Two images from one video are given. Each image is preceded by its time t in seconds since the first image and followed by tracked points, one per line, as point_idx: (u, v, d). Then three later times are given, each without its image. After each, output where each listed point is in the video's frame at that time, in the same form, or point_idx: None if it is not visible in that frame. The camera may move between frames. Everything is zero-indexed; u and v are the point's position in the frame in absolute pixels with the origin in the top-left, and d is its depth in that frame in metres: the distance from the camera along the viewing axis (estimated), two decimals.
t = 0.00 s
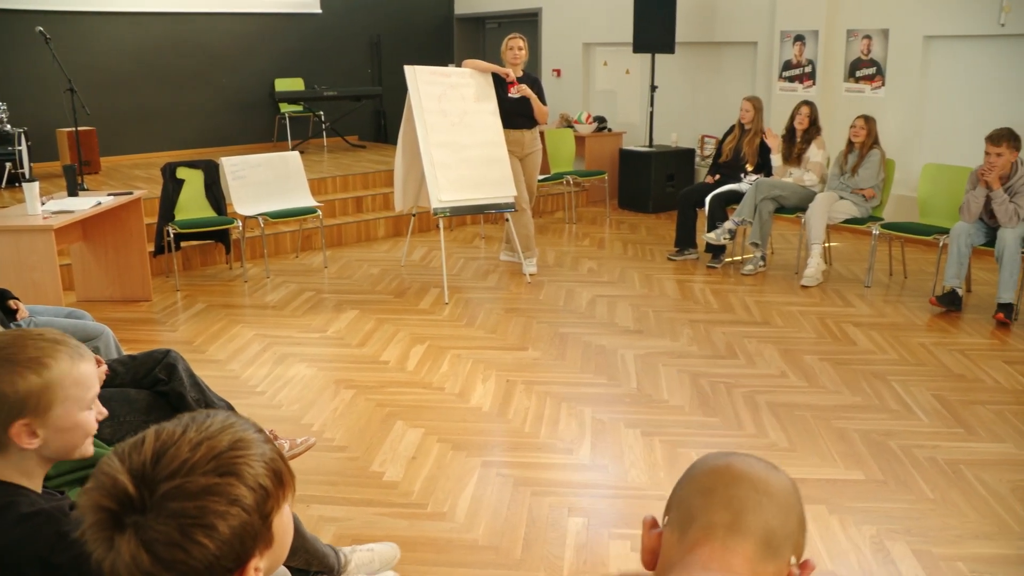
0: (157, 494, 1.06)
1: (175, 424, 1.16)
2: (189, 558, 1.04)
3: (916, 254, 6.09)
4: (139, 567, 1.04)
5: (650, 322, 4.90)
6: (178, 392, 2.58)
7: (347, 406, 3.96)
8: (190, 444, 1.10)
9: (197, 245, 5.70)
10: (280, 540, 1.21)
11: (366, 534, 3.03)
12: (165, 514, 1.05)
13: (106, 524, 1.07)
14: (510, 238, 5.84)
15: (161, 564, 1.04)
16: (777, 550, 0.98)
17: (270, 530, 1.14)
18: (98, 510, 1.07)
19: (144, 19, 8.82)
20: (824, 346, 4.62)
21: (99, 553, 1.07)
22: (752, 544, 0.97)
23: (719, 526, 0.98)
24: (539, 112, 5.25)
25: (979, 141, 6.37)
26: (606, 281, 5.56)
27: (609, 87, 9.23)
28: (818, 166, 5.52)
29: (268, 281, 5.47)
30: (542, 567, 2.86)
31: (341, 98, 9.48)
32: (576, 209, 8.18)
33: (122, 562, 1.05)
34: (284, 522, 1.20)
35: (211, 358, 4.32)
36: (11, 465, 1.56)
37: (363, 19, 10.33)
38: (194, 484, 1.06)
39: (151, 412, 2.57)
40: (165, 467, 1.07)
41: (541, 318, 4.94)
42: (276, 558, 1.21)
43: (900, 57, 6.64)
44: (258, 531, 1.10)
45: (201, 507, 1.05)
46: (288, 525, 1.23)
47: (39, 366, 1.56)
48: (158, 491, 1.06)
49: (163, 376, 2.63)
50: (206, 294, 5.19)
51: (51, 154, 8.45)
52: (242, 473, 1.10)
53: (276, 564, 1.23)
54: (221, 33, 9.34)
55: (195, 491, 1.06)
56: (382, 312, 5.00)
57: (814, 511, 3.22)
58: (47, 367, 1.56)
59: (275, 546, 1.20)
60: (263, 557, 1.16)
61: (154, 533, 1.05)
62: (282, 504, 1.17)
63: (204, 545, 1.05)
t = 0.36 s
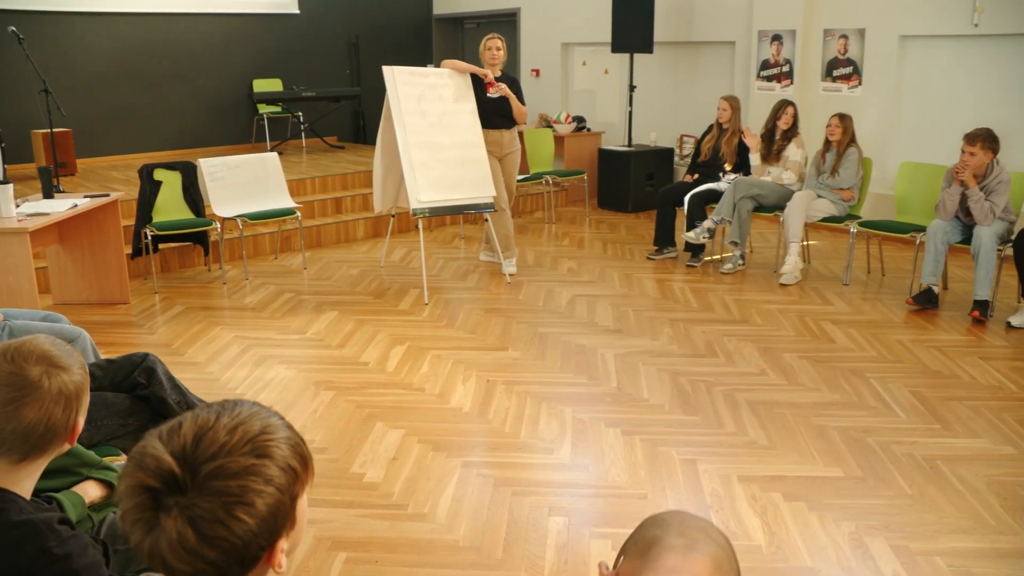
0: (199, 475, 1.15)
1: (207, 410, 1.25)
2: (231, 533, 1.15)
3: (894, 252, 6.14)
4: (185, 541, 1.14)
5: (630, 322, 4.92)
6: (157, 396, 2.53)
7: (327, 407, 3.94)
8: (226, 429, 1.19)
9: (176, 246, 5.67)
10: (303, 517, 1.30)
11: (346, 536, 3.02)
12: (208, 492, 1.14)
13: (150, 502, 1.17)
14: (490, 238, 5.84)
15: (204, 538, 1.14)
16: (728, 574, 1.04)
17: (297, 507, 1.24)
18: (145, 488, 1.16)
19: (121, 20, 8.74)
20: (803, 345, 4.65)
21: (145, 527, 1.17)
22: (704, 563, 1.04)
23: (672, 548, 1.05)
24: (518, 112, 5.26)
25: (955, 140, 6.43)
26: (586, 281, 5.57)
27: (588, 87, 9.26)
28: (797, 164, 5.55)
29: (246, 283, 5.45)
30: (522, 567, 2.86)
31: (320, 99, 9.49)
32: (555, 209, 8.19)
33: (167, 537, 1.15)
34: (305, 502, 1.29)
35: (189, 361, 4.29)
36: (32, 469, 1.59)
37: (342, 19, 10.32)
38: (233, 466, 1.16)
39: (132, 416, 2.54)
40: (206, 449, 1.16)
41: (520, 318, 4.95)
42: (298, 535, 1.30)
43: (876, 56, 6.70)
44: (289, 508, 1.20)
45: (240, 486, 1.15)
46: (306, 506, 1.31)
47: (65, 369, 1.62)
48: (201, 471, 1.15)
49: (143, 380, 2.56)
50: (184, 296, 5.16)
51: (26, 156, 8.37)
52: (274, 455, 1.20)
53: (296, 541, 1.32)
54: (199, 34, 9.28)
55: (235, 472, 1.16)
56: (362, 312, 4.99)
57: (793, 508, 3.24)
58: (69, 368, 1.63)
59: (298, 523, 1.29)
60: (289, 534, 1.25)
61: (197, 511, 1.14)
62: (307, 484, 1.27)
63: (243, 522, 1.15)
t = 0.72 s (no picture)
0: (229, 474, 1.13)
1: (217, 409, 1.21)
2: (264, 528, 1.13)
3: (874, 250, 6.19)
4: (219, 542, 1.12)
5: (612, 321, 4.93)
6: (139, 404, 2.54)
7: (309, 409, 3.92)
8: (248, 429, 1.17)
9: (156, 248, 5.63)
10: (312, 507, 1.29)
11: (329, 538, 3.01)
12: (240, 491, 1.12)
13: (178, 506, 1.13)
14: (472, 238, 5.84)
15: (238, 537, 1.12)
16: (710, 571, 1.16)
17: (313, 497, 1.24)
18: (173, 494, 1.13)
19: (100, 20, 8.69)
20: (784, 342, 4.68)
21: (174, 534, 1.13)
22: (685, 562, 1.16)
23: (655, 551, 1.18)
24: (500, 111, 5.26)
25: (933, 139, 6.48)
26: (569, 281, 5.57)
27: (570, 87, 9.28)
28: (778, 163, 5.57)
29: (228, 284, 5.43)
30: (506, 567, 2.86)
31: (301, 99, 9.46)
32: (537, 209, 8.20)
33: (200, 540, 1.12)
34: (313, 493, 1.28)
35: (170, 363, 4.27)
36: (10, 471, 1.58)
37: (324, 19, 10.31)
38: (261, 463, 1.14)
39: (113, 418, 2.52)
40: (231, 450, 1.14)
41: (503, 318, 4.95)
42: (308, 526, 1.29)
43: (856, 55, 6.74)
44: (312, 498, 1.20)
45: (270, 483, 1.14)
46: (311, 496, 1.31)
47: (44, 373, 1.61)
48: (231, 471, 1.13)
49: (124, 384, 2.55)
50: (166, 297, 5.14)
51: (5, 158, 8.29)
52: (294, 448, 1.19)
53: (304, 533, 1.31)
54: (180, 34, 9.24)
55: (263, 468, 1.14)
56: (344, 313, 4.98)
57: (776, 505, 3.26)
58: (47, 372, 1.61)
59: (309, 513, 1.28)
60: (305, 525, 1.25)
61: (232, 510, 1.12)
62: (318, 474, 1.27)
63: (276, 518, 1.14)
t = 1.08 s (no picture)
0: (276, 441, 1.20)
1: (263, 385, 1.27)
2: (301, 493, 1.21)
3: (855, 248, 6.23)
4: (259, 502, 1.19)
5: (594, 320, 4.94)
6: (116, 410, 2.54)
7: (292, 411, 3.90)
8: (292, 401, 1.23)
9: (136, 250, 5.61)
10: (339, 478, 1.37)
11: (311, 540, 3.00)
12: (282, 458, 1.20)
13: (225, 468, 1.20)
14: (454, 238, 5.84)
15: (278, 499, 1.20)
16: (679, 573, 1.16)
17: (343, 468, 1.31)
18: (221, 456, 1.20)
19: (78, 20, 8.63)
20: (765, 340, 4.70)
21: (218, 492, 1.21)
22: (655, 563, 1.16)
23: (626, 555, 1.18)
24: (481, 111, 5.27)
25: (912, 137, 6.52)
26: (550, 280, 5.58)
27: (551, 87, 9.31)
28: (760, 162, 5.59)
29: (208, 285, 5.41)
30: (488, 567, 2.86)
31: (281, 100, 9.43)
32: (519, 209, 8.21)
33: (244, 499, 1.20)
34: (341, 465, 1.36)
35: (150, 365, 4.24)
36: None
37: (304, 19, 10.29)
38: (304, 432, 1.21)
39: (94, 421, 2.51)
40: (276, 420, 1.21)
41: (485, 318, 4.95)
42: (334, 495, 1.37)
43: (836, 54, 6.78)
44: (345, 469, 1.27)
45: (309, 451, 1.21)
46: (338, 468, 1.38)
47: None
48: (276, 438, 1.20)
49: (103, 390, 2.52)
50: (146, 299, 5.11)
51: None
52: (333, 422, 1.26)
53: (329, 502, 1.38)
54: (160, 34, 9.19)
55: (305, 439, 1.21)
56: (325, 314, 4.96)
57: (758, 502, 3.27)
58: None
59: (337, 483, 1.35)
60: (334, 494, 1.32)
61: (276, 474, 1.19)
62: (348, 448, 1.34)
63: (313, 484, 1.21)
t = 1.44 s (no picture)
0: (320, 422, 1.44)
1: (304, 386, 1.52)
2: (337, 466, 1.43)
3: (834, 246, 6.27)
4: (303, 471, 1.41)
5: (575, 320, 4.96)
6: (95, 412, 2.53)
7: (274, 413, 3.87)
8: (331, 395, 1.49)
9: (114, 252, 5.57)
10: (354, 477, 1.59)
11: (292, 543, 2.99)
12: (325, 435, 1.44)
13: (275, 444, 1.42)
14: (434, 239, 5.84)
15: (320, 471, 1.42)
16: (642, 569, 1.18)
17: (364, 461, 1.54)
18: (273, 433, 1.42)
19: (56, 21, 8.57)
20: (745, 339, 4.73)
21: (267, 464, 1.42)
22: (619, 559, 1.19)
23: (589, 551, 1.20)
24: (460, 112, 5.27)
25: (890, 136, 6.57)
26: (531, 280, 5.59)
27: (531, 87, 9.33)
28: (739, 162, 5.62)
29: (188, 288, 5.38)
30: (470, 568, 2.86)
31: (262, 101, 9.40)
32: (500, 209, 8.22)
33: (290, 470, 1.41)
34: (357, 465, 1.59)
35: (129, 368, 4.21)
36: None
37: (284, 19, 10.26)
38: (341, 417, 1.46)
39: (73, 426, 2.48)
40: (320, 406, 1.46)
41: (465, 318, 4.96)
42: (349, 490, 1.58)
43: (813, 54, 6.82)
44: (368, 456, 1.50)
45: (346, 433, 1.45)
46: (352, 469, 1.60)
47: None
48: (321, 419, 1.44)
49: (80, 393, 2.50)
50: (126, 302, 5.08)
51: None
52: (361, 416, 1.50)
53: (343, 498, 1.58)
54: (139, 35, 9.14)
55: (343, 422, 1.46)
56: (306, 316, 4.95)
57: (739, 500, 3.29)
58: None
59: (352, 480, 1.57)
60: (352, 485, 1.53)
61: (321, 449, 1.42)
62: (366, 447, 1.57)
63: (348, 461, 1.44)
